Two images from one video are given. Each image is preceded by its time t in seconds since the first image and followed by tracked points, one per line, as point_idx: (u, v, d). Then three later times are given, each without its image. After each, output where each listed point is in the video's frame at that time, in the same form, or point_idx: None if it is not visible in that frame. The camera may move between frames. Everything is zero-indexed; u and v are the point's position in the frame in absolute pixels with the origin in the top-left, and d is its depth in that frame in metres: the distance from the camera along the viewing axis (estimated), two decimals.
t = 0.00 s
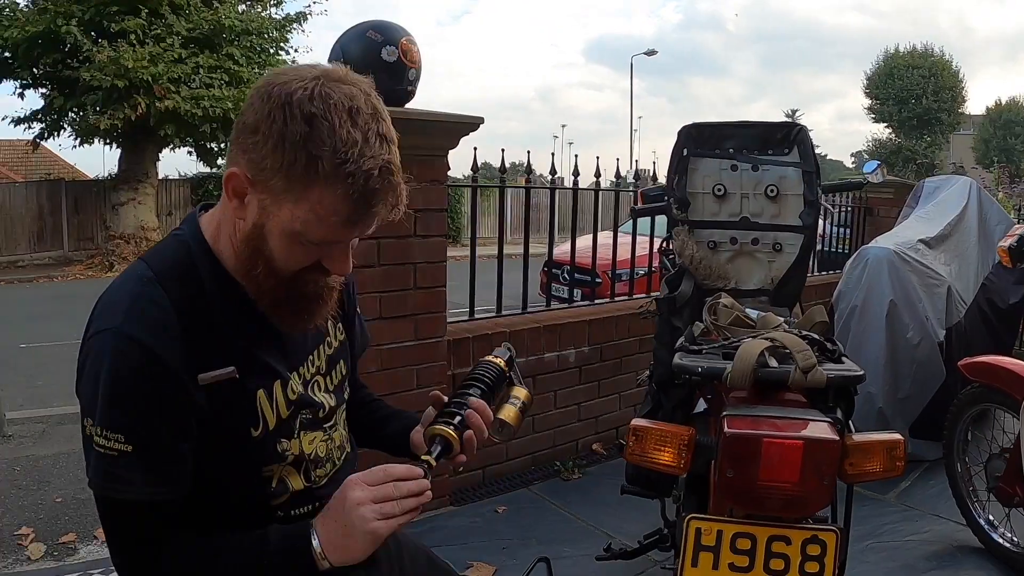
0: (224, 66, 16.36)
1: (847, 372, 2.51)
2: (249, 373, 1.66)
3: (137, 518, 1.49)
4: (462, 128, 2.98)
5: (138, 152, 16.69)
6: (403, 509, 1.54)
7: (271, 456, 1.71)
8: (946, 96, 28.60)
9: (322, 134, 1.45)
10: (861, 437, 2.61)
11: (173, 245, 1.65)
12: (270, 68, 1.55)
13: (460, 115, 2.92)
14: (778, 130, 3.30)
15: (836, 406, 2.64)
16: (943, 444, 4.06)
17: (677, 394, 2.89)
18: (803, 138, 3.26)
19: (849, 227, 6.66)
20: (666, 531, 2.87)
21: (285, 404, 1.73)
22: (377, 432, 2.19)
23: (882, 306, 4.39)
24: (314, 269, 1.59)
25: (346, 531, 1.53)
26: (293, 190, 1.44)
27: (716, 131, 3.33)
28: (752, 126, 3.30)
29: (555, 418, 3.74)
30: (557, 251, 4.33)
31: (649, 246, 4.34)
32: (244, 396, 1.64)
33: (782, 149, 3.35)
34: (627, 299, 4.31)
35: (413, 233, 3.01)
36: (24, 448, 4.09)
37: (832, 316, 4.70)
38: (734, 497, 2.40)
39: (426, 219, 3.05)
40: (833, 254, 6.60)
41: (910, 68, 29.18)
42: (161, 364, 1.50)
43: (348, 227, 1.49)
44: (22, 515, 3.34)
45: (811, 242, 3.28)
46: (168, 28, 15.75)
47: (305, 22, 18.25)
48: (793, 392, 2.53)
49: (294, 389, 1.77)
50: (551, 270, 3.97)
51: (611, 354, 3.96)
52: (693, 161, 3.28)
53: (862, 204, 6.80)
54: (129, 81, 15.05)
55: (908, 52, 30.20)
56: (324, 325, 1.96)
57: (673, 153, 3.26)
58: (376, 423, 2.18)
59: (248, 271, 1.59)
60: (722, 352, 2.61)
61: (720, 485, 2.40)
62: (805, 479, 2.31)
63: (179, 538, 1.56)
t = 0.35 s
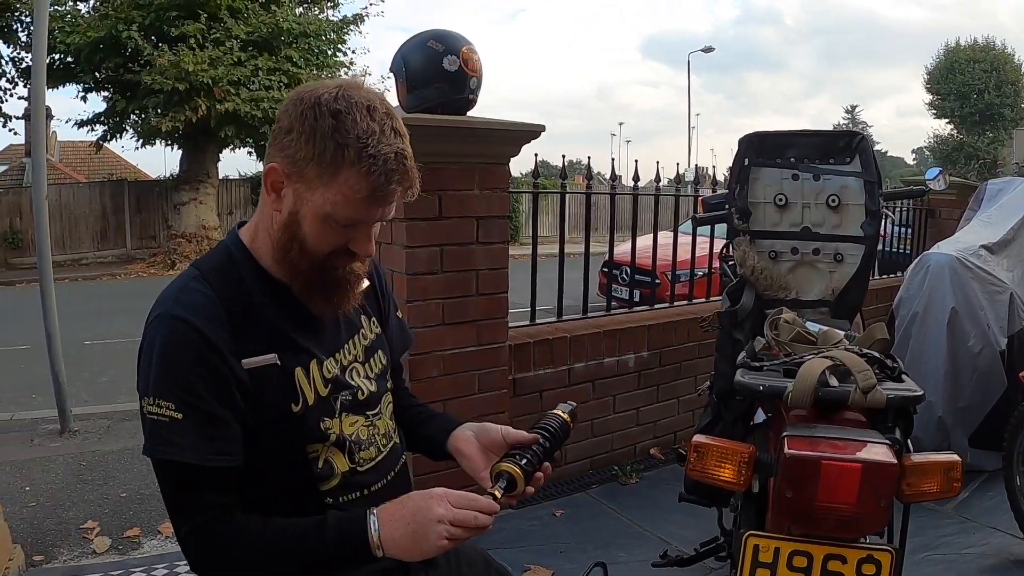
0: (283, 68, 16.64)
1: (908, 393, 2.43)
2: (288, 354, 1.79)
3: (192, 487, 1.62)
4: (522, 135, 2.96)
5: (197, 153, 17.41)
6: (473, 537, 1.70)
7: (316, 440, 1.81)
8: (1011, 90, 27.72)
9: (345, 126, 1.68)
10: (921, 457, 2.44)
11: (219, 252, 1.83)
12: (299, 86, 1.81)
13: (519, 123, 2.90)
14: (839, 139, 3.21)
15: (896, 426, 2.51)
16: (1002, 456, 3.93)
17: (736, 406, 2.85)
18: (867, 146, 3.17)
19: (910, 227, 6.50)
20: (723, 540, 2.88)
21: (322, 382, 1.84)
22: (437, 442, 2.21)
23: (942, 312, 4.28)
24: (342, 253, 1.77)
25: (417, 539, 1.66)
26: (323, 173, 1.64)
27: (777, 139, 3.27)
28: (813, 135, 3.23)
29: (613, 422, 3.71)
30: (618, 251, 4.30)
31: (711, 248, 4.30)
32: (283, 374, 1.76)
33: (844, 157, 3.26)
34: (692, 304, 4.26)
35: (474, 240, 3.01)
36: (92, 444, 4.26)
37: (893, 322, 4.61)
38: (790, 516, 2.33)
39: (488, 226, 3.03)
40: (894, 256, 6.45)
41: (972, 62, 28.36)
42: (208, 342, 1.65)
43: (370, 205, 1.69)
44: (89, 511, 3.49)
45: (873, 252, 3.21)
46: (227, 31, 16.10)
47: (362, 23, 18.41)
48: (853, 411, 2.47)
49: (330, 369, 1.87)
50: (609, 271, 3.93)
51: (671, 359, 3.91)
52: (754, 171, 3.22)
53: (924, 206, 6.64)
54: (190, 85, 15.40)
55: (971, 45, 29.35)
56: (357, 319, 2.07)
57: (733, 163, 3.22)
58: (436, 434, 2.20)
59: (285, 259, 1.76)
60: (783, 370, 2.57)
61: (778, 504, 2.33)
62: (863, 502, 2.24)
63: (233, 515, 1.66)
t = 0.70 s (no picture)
0: (336, 74, 16.75)
1: (961, 416, 2.39)
2: (341, 356, 1.74)
3: (243, 477, 1.61)
4: (572, 146, 2.96)
5: (255, 158, 17.89)
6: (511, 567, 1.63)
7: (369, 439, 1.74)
8: None
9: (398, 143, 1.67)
10: (974, 479, 2.41)
11: (279, 260, 1.81)
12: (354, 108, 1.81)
13: (569, 133, 2.90)
14: (895, 152, 3.19)
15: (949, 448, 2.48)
16: None
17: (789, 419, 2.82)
18: (923, 160, 3.14)
19: (967, 231, 6.39)
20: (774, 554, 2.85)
21: (373, 383, 1.77)
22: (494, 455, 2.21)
23: (999, 324, 4.20)
24: (393, 266, 1.74)
25: (457, 558, 1.62)
26: (377, 188, 1.63)
27: (833, 152, 3.25)
28: (868, 147, 3.19)
29: (665, 430, 3.71)
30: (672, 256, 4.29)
31: (764, 253, 4.24)
32: (335, 375, 1.71)
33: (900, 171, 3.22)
34: (745, 313, 4.23)
35: (530, 251, 3.04)
36: (149, 443, 4.39)
37: (948, 332, 4.54)
38: (843, 540, 2.29)
39: (544, 236, 3.06)
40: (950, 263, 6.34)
41: None
42: (263, 339, 1.62)
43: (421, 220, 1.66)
44: (146, 510, 3.60)
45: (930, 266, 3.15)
46: (280, 38, 16.28)
47: (413, 28, 18.51)
48: (907, 433, 2.41)
49: (381, 370, 1.81)
50: (664, 277, 3.87)
51: (724, 368, 3.88)
52: (810, 184, 3.22)
53: (980, 212, 6.51)
54: (245, 91, 15.56)
55: None
56: (409, 327, 2.00)
57: (787, 176, 3.23)
58: (492, 447, 2.20)
59: (341, 271, 1.74)
60: (838, 391, 2.55)
61: (829, 526, 2.31)
62: (917, 528, 2.19)
63: (284, 507, 1.64)
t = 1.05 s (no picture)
0: (373, 81, 16.96)
1: (996, 425, 2.36)
2: (391, 361, 1.75)
3: (266, 469, 1.64)
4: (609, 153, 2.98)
5: (293, 164, 18.13)
6: None
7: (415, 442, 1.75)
8: None
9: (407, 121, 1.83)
10: (1012, 488, 2.37)
11: (333, 261, 1.86)
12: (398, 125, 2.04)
13: (606, 140, 2.95)
14: (933, 157, 3.19)
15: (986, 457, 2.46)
16: None
17: (825, 428, 2.79)
18: (961, 165, 3.14)
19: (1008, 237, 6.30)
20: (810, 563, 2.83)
21: (420, 388, 1.79)
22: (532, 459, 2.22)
23: None
24: (418, 239, 1.78)
25: None
26: (385, 156, 1.78)
27: (870, 158, 3.24)
28: (906, 152, 3.20)
29: (702, 438, 3.70)
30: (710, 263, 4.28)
31: (802, 259, 4.21)
32: (383, 378, 1.72)
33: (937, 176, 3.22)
34: (783, 320, 4.22)
35: (569, 257, 3.08)
36: (188, 445, 4.46)
37: (986, 340, 4.48)
38: (877, 551, 2.26)
39: (582, 243, 3.10)
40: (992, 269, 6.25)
41: None
42: (309, 336, 1.64)
43: (424, 178, 1.75)
44: (184, 510, 3.66)
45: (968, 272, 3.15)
46: (318, 46, 16.50)
47: (450, 35, 18.71)
48: (943, 442, 2.39)
49: (428, 375, 1.82)
50: (703, 283, 3.95)
51: (761, 376, 3.87)
52: (847, 191, 3.20)
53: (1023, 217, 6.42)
54: (284, 97, 15.80)
55: None
56: (458, 331, 2.03)
57: (825, 183, 3.22)
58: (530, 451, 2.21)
59: (373, 255, 1.82)
60: (873, 399, 2.52)
61: (863, 535, 2.28)
62: (952, 537, 2.17)
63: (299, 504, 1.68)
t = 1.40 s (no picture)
0: (403, 96, 17.12)
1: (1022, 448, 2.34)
2: (433, 383, 1.79)
3: (325, 491, 1.65)
4: (638, 172, 3.01)
5: (324, 178, 18.32)
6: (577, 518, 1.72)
7: (455, 466, 1.79)
8: None
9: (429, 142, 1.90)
10: None
11: (373, 285, 1.92)
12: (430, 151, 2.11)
13: (636, 160, 3.03)
14: (958, 176, 3.19)
15: (1012, 480, 2.44)
16: None
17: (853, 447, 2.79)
18: (987, 184, 3.12)
19: None
20: None
21: (461, 411, 1.83)
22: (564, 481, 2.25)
23: None
24: (447, 253, 1.82)
25: (527, 520, 1.67)
26: (410, 176, 1.85)
27: (897, 176, 3.27)
28: (932, 171, 3.22)
29: (731, 455, 3.72)
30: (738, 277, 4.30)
31: (829, 274, 4.20)
32: (427, 400, 1.76)
33: (964, 194, 3.21)
34: (811, 336, 4.23)
35: (598, 276, 3.13)
36: (221, 458, 4.53)
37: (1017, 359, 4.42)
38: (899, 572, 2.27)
39: (612, 262, 3.15)
40: None
41: None
42: (354, 359, 1.69)
43: (445, 191, 1.80)
44: (217, 522, 3.72)
45: (997, 292, 3.13)
46: (348, 62, 16.65)
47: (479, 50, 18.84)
48: (968, 463, 2.37)
49: (468, 399, 1.86)
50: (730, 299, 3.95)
51: (790, 392, 3.88)
52: (874, 210, 3.24)
53: None
54: (314, 113, 15.96)
55: None
56: (496, 354, 2.07)
57: (852, 201, 3.27)
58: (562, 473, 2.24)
59: (407, 274, 1.87)
60: (899, 421, 2.51)
61: (886, 556, 2.29)
62: (975, 560, 2.17)
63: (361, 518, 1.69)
